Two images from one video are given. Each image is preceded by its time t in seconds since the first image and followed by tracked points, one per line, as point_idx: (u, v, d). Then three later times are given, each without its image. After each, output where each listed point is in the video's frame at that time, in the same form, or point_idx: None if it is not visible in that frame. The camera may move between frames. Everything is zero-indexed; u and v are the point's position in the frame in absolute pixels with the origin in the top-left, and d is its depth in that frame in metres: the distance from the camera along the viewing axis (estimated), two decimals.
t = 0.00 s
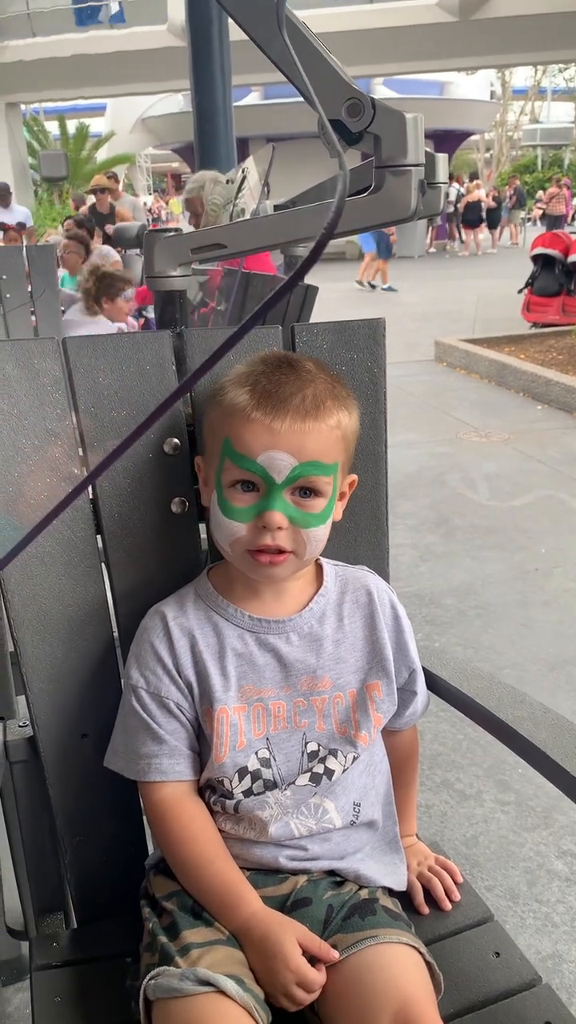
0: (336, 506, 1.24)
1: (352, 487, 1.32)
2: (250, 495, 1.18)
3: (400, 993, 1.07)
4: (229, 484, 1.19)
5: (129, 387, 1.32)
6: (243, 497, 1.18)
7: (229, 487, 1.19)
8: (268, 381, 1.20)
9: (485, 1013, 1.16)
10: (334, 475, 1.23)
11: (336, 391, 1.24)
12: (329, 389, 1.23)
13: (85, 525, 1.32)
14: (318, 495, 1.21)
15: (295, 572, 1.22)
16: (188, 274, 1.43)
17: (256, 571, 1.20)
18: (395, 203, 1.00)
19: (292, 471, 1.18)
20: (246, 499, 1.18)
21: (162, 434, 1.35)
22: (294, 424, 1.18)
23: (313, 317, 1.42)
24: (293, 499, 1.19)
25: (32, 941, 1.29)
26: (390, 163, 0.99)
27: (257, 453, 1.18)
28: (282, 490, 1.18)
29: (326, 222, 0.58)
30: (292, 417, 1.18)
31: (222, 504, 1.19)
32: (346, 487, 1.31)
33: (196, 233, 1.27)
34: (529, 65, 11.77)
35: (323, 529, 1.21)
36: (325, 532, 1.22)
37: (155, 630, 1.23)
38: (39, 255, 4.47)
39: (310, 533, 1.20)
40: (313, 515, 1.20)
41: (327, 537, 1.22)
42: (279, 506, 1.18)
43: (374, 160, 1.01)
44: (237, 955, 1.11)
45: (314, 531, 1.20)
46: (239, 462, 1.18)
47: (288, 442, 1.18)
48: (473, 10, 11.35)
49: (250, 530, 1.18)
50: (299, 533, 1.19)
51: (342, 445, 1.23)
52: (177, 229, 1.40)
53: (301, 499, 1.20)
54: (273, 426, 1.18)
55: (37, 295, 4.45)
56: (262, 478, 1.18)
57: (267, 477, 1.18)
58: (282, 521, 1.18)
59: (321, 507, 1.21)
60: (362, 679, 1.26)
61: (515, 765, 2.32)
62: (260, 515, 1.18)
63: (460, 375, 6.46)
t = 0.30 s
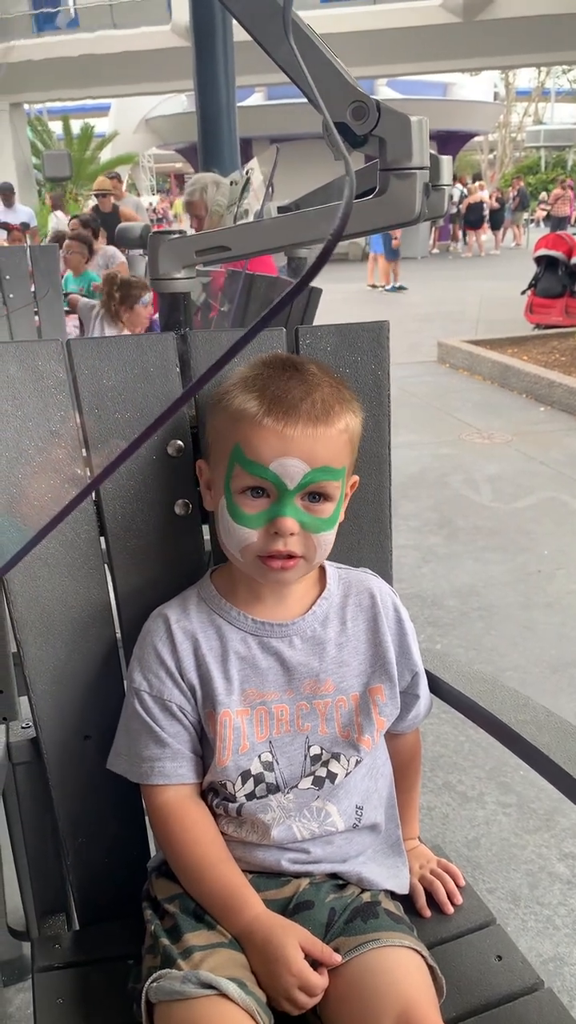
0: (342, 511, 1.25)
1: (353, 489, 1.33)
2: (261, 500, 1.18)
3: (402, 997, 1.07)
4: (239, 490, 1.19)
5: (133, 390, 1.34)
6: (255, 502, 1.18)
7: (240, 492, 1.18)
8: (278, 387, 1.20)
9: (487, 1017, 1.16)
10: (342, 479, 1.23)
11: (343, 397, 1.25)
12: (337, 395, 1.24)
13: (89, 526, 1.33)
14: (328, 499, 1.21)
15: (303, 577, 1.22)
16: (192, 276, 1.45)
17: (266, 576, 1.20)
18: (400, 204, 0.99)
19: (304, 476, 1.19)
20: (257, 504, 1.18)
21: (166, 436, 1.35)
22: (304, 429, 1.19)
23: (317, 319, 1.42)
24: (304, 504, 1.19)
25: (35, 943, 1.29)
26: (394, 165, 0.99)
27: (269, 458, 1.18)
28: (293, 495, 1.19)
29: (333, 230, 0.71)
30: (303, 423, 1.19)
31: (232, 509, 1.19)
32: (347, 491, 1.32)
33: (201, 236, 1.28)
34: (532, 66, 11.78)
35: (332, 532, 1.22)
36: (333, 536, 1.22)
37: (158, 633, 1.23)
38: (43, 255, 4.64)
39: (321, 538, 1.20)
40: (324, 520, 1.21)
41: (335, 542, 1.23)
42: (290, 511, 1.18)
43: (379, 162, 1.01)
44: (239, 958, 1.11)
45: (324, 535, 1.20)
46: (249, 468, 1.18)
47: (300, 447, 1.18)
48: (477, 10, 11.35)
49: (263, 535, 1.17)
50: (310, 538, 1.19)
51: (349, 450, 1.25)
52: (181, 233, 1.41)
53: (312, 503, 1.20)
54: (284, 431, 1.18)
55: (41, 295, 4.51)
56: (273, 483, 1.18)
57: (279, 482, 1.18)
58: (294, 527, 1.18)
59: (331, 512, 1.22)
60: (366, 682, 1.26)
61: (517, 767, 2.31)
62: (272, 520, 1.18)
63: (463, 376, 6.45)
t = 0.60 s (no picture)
0: (332, 508, 1.23)
1: (356, 490, 1.31)
2: (241, 495, 1.18)
3: (405, 997, 1.07)
4: (222, 486, 1.20)
5: (137, 389, 1.33)
6: (235, 496, 1.18)
7: (222, 488, 1.19)
8: (259, 384, 1.21)
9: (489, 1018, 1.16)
10: (327, 475, 1.21)
11: (329, 393, 1.24)
12: (320, 390, 1.23)
13: (92, 525, 1.32)
14: (310, 494, 1.19)
15: (289, 573, 1.21)
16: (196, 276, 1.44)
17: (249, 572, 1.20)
18: (403, 205, 0.99)
19: (280, 469, 1.18)
20: (237, 498, 1.18)
21: (169, 436, 1.35)
22: (281, 422, 1.19)
23: (320, 319, 1.42)
24: (284, 498, 1.18)
25: (37, 942, 1.29)
26: (397, 165, 0.99)
27: (245, 452, 1.18)
28: (271, 489, 1.18)
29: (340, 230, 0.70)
30: (278, 416, 1.19)
31: (214, 505, 1.20)
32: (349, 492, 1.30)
33: (204, 235, 1.28)
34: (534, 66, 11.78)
35: (318, 529, 1.19)
36: (320, 533, 1.20)
37: (162, 631, 1.23)
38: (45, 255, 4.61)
39: (302, 533, 1.18)
40: (306, 514, 1.19)
41: (323, 538, 1.21)
42: (269, 505, 1.18)
43: (383, 162, 1.00)
44: (242, 958, 1.11)
45: (307, 530, 1.18)
46: (228, 463, 1.19)
47: (276, 440, 1.18)
48: (479, 11, 11.35)
49: (241, 529, 1.17)
50: (291, 532, 1.18)
51: (336, 445, 1.23)
52: (185, 232, 1.41)
53: (293, 497, 1.19)
54: (260, 424, 1.18)
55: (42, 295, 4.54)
56: (250, 477, 1.18)
57: (256, 475, 1.18)
58: (272, 520, 1.17)
59: (315, 507, 1.20)
60: (369, 682, 1.26)
61: (519, 768, 2.31)
62: (250, 514, 1.17)
63: (465, 376, 6.45)
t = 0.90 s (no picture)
0: (302, 499, 1.19)
1: (350, 490, 1.26)
2: (205, 484, 1.18)
3: (404, 993, 1.07)
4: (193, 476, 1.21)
5: (136, 384, 1.32)
6: (200, 485, 1.19)
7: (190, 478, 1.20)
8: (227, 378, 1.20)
9: (489, 1015, 1.16)
10: (290, 465, 1.18)
11: (299, 383, 1.20)
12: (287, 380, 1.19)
13: (92, 520, 1.32)
14: (270, 484, 1.16)
15: (255, 564, 1.18)
16: (195, 271, 1.43)
17: (217, 560, 1.19)
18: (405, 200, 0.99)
19: (235, 458, 1.16)
20: (201, 487, 1.19)
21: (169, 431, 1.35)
22: (237, 412, 1.17)
23: (320, 315, 1.42)
24: (242, 487, 1.16)
25: (36, 938, 1.28)
26: (399, 160, 0.99)
27: (204, 442, 1.18)
28: (229, 479, 1.16)
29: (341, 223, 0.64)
30: (233, 406, 1.17)
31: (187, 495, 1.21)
32: (338, 488, 1.24)
33: (204, 230, 1.28)
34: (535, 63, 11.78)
35: (279, 519, 1.16)
36: (283, 523, 1.17)
37: (163, 625, 1.22)
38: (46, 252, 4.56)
39: (260, 522, 1.16)
40: (264, 504, 1.16)
41: (287, 529, 1.17)
42: (227, 494, 1.16)
43: (384, 158, 1.00)
44: (241, 954, 1.11)
45: (266, 520, 1.16)
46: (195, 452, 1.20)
47: (231, 430, 1.17)
48: (480, 8, 11.34)
49: (202, 518, 1.17)
50: (251, 522, 1.16)
51: (302, 436, 1.18)
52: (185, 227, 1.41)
53: (252, 486, 1.16)
54: (217, 414, 1.18)
55: (42, 292, 4.58)
56: (210, 466, 1.17)
57: (214, 464, 1.17)
58: (229, 510, 1.16)
59: (275, 497, 1.16)
60: (371, 679, 1.26)
61: (519, 765, 2.31)
62: (209, 503, 1.17)
63: (465, 374, 6.44)
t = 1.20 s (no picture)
0: (274, 495, 1.16)
1: (335, 487, 1.20)
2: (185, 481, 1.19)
3: (401, 989, 1.07)
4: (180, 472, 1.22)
5: (133, 377, 1.32)
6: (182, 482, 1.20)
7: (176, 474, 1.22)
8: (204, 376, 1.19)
9: (486, 1011, 1.15)
10: (258, 463, 1.15)
11: (271, 379, 1.16)
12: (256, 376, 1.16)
13: (89, 513, 1.31)
14: (237, 482, 1.14)
15: (230, 561, 1.18)
16: (193, 263, 1.42)
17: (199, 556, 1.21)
18: (404, 192, 0.97)
19: (204, 457, 1.16)
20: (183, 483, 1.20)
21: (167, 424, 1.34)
22: (205, 411, 1.16)
23: (319, 307, 1.41)
24: (212, 486, 1.16)
25: (32, 933, 1.28)
26: (398, 151, 0.97)
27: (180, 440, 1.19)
28: (200, 477, 1.16)
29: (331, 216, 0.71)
30: (201, 405, 1.16)
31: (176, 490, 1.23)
32: (321, 484, 1.20)
33: (202, 221, 1.27)
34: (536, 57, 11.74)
35: (247, 517, 1.15)
36: (252, 519, 1.15)
37: (162, 618, 1.22)
38: (45, 246, 4.56)
39: (229, 519, 1.15)
40: (232, 501, 1.15)
41: (257, 525, 1.16)
42: (198, 493, 1.16)
43: (383, 149, 0.99)
44: (238, 949, 1.10)
45: (234, 519, 1.15)
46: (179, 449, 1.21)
47: (199, 429, 1.16)
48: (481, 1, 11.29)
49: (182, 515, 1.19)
50: (220, 521, 1.16)
51: (272, 432, 1.15)
52: (183, 218, 1.39)
53: (220, 485, 1.15)
54: (188, 413, 1.18)
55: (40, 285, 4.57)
56: (185, 463, 1.18)
57: (188, 462, 1.17)
58: (200, 507, 1.16)
59: (242, 494, 1.15)
60: (371, 676, 1.26)
61: (517, 759, 2.31)
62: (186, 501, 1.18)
63: (465, 369, 6.43)
